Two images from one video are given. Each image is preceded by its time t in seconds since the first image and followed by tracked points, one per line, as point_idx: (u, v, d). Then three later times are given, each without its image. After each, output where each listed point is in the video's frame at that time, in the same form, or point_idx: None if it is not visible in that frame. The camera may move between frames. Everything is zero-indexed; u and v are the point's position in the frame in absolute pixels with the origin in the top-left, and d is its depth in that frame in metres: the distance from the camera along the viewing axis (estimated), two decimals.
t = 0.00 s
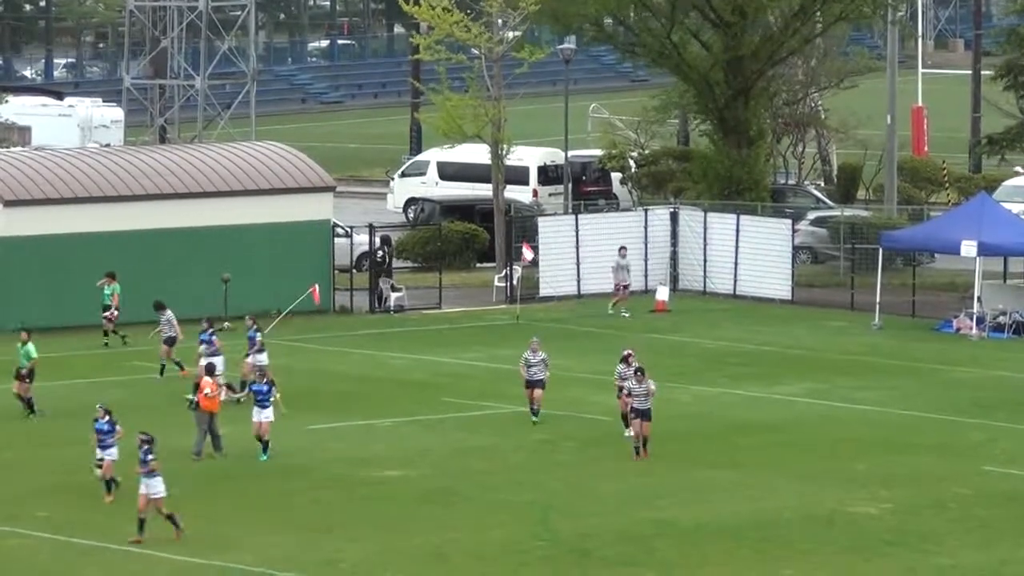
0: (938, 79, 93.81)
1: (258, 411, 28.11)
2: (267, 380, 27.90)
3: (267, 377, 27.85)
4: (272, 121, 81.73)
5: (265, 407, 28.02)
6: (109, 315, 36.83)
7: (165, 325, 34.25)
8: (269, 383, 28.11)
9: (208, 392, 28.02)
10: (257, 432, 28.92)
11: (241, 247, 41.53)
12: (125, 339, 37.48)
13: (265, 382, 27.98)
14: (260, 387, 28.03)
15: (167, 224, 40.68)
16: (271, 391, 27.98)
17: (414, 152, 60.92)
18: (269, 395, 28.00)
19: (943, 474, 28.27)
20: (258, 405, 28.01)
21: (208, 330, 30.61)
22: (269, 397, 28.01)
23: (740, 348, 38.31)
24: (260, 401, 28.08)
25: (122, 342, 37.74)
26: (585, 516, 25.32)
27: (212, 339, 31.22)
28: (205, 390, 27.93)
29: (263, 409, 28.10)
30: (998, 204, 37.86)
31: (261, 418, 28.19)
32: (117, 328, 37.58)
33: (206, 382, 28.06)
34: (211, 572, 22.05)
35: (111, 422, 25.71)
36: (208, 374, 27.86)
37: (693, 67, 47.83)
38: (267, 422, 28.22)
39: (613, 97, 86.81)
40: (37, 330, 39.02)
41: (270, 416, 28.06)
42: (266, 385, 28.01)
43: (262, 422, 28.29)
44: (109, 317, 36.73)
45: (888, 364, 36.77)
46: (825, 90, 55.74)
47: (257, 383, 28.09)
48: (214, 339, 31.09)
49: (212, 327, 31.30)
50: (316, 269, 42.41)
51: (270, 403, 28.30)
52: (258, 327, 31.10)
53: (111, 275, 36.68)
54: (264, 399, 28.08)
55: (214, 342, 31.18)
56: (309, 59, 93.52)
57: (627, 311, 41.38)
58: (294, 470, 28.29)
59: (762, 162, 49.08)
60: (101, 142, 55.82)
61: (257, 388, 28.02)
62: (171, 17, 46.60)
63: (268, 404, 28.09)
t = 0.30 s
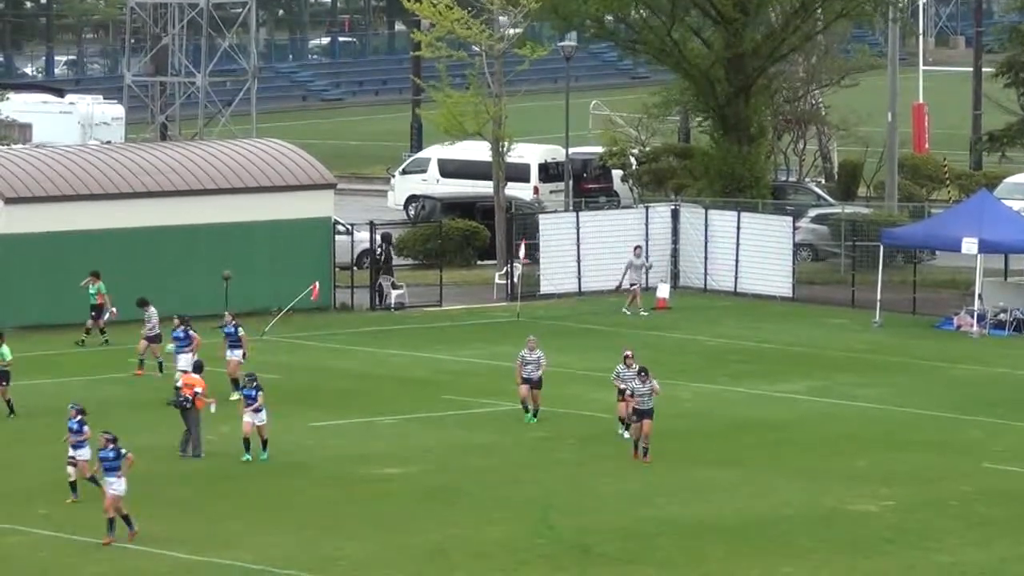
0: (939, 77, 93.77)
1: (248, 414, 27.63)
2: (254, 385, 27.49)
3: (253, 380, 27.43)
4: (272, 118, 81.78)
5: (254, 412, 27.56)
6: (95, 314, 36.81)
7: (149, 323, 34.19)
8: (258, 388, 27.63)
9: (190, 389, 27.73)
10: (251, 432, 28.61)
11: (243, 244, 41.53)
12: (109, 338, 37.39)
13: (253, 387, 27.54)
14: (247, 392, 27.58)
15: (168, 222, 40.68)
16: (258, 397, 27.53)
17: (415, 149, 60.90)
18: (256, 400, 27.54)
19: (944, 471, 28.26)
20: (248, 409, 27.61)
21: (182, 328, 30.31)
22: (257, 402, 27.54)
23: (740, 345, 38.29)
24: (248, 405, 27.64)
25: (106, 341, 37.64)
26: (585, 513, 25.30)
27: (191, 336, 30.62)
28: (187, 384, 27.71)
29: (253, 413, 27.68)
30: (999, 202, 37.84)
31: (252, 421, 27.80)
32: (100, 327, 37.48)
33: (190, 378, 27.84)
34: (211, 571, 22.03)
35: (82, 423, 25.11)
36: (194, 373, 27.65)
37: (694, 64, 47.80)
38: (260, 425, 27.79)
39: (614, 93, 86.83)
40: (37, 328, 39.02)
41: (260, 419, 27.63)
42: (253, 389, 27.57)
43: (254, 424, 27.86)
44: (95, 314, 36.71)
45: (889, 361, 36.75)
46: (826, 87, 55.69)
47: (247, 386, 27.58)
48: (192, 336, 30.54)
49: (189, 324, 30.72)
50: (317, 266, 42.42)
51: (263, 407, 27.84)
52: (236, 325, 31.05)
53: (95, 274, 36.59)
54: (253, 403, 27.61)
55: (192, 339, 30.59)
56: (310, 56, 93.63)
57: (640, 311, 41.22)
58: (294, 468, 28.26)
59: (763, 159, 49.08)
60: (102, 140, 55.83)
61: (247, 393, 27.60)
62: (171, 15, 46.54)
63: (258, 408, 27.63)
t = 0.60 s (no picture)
0: (944, 74, 93.72)
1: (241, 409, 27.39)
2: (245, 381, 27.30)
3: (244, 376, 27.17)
4: (276, 114, 81.79)
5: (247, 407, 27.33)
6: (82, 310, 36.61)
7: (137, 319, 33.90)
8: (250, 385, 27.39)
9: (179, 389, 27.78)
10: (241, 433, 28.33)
11: (247, 240, 41.54)
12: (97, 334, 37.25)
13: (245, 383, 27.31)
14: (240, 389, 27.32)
15: (171, 216, 40.67)
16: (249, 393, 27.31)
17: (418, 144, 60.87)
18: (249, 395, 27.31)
19: (949, 467, 28.27)
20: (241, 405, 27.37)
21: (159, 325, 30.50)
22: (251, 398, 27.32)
23: (744, 341, 38.29)
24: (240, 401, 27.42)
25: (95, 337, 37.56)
26: (590, 509, 25.30)
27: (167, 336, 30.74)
28: (174, 384, 27.66)
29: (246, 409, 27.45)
30: (1003, 198, 37.84)
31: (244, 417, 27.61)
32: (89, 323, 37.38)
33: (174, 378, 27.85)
34: (215, 566, 22.03)
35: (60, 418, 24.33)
36: (180, 375, 27.62)
37: (698, 60, 47.78)
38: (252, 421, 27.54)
39: (619, 90, 86.72)
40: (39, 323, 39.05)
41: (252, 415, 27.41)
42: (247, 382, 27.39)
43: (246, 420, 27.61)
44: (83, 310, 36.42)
45: (893, 357, 36.77)
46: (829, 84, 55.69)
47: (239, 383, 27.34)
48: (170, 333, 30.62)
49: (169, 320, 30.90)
50: (321, 262, 42.44)
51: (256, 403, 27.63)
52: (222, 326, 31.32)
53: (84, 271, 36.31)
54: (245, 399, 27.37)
55: (175, 338, 30.66)
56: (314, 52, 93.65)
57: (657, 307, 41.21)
58: (298, 464, 28.27)
59: (768, 155, 49.06)
60: (105, 135, 55.85)
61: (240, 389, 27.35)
62: (175, 10, 46.50)
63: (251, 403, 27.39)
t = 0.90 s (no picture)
0: (949, 69, 93.68)
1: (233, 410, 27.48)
2: (239, 381, 27.30)
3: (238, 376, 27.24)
4: (281, 110, 81.79)
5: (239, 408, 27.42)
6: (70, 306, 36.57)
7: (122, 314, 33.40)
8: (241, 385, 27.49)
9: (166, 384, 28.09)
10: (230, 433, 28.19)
11: (253, 236, 41.56)
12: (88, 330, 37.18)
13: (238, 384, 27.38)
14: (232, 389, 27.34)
15: (176, 212, 40.69)
16: (243, 392, 27.37)
17: (423, 140, 60.91)
18: (242, 396, 27.38)
19: (953, 463, 28.32)
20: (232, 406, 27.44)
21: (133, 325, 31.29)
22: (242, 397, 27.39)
23: (748, 337, 38.32)
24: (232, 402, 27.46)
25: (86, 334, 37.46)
26: (595, 504, 25.35)
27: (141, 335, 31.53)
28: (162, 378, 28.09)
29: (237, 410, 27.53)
30: (1008, 193, 37.88)
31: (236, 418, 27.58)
32: (79, 320, 37.29)
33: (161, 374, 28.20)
34: (220, 561, 22.09)
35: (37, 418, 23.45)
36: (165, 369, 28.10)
37: (703, 56, 47.80)
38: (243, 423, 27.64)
39: (624, 85, 86.75)
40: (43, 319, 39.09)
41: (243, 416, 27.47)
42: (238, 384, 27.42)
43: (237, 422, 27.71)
44: (69, 307, 36.36)
45: (898, 353, 36.78)
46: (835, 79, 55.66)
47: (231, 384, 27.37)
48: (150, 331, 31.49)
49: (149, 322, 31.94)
50: (326, 258, 42.45)
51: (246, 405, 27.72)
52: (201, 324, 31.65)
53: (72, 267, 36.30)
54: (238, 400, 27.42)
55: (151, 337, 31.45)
56: (319, 48, 93.68)
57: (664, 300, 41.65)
58: (303, 459, 28.32)
59: (773, 151, 49.03)
60: (110, 131, 55.85)
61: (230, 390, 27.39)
62: (180, 6, 46.48)
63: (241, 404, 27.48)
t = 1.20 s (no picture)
0: (954, 65, 93.65)
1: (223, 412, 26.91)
2: (227, 383, 26.80)
3: (226, 377, 26.79)
4: (286, 106, 81.82)
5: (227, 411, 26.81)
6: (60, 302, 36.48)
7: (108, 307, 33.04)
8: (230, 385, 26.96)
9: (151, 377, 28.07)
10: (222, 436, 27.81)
11: (258, 232, 41.59)
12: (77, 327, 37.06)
13: (226, 384, 26.78)
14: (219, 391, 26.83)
15: (182, 208, 40.72)
16: (232, 393, 26.82)
17: (429, 135, 60.92)
18: (231, 397, 26.83)
19: (959, 459, 28.32)
20: (221, 408, 26.85)
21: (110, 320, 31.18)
22: (233, 400, 26.78)
23: (753, 333, 38.32)
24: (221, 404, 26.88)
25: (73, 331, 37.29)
26: (600, 501, 25.36)
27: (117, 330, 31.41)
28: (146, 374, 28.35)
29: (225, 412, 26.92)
30: (1013, 189, 37.89)
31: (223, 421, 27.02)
32: (67, 317, 37.18)
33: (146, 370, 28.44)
34: (225, 557, 22.11)
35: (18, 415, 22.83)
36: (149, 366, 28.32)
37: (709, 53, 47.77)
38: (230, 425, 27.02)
39: (629, 82, 86.70)
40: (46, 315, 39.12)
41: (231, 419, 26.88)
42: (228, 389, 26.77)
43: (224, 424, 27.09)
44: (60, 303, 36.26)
45: (903, 349, 36.78)
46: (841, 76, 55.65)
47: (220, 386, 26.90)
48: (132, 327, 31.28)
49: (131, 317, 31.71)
50: (332, 254, 42.48)
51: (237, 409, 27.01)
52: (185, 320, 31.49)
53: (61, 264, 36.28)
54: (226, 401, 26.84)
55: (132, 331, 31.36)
56: (324, 44, 93.69)
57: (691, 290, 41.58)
58: (308, 455, 28.34)
59: (778, 148, 49.00)
60: (116, 128, 55.86)
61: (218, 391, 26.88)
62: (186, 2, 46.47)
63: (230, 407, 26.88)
